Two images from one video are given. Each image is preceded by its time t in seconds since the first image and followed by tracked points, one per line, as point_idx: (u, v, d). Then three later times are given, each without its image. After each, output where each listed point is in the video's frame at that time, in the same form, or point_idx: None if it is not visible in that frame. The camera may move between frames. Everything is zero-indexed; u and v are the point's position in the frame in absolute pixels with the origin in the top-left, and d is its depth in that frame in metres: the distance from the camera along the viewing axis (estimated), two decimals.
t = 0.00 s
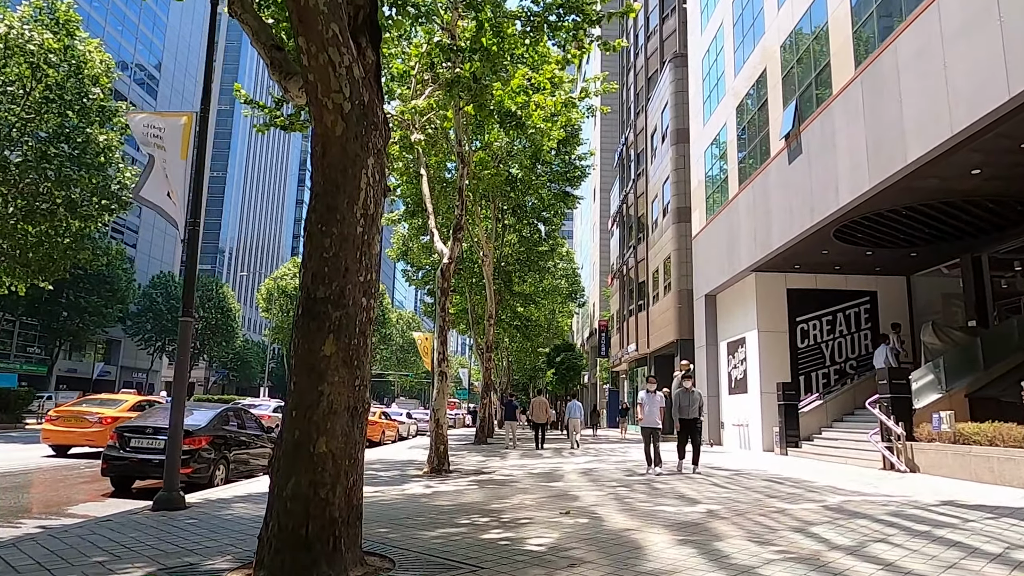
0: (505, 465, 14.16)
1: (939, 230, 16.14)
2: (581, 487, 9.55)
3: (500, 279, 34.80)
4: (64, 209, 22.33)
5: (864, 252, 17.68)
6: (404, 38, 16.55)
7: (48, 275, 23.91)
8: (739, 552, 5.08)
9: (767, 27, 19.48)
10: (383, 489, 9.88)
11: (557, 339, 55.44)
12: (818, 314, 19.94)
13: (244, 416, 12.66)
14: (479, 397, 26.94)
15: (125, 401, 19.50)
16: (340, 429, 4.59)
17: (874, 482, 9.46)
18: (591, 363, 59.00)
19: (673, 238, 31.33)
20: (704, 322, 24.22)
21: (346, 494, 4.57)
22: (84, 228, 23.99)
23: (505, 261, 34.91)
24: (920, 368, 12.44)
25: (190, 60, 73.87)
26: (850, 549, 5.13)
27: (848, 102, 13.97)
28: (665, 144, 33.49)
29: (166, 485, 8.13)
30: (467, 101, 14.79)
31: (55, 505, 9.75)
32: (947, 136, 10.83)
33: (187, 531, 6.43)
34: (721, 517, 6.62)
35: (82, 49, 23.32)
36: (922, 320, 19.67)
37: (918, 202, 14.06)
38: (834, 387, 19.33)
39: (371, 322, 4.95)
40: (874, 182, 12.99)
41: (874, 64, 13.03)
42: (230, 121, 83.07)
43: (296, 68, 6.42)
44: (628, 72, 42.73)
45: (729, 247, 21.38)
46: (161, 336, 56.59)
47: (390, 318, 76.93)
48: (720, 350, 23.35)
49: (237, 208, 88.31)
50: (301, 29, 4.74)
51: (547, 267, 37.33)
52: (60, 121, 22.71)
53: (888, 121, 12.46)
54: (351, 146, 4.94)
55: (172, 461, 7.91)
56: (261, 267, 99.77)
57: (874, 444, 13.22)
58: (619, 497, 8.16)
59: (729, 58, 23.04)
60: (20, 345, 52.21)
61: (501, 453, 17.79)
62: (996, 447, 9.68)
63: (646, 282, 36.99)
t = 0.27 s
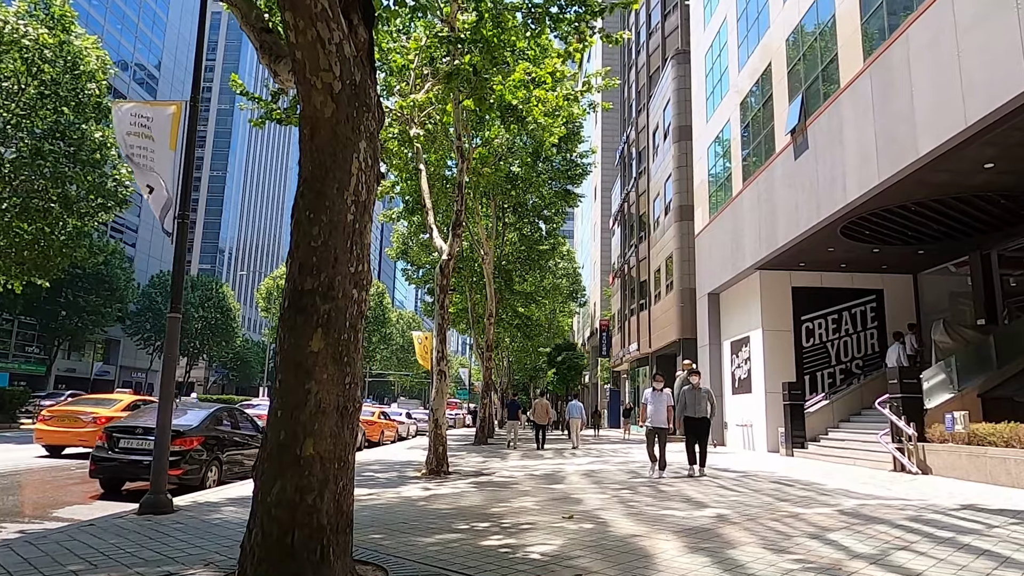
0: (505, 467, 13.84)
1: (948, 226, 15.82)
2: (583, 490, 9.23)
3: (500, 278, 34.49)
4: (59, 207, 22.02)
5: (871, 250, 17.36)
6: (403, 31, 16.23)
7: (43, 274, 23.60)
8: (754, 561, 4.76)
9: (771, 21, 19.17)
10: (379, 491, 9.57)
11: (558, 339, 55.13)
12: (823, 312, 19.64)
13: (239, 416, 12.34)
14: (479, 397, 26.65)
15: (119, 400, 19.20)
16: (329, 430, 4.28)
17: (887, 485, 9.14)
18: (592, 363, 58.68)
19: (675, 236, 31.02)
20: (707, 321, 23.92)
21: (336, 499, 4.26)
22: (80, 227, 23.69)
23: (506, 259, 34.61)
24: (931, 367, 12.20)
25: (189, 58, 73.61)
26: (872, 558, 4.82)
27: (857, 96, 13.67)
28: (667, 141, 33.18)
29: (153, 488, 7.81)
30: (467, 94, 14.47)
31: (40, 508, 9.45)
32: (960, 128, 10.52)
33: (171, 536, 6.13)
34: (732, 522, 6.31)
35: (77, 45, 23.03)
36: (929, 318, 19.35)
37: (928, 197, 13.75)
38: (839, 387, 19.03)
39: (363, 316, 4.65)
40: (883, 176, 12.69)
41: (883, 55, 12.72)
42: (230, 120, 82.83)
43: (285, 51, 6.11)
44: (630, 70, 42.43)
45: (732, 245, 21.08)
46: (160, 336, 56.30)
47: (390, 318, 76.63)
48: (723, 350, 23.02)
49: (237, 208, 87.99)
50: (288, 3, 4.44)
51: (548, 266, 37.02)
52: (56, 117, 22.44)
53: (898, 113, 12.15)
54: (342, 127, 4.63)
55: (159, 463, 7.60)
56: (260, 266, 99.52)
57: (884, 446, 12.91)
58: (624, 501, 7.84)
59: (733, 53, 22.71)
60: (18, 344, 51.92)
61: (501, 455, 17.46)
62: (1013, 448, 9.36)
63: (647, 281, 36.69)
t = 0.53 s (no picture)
0: (507, 468, 13.54)
1: (959, 223, 15.49)
2: (588, 493, 8.92)
3: (502, 277, 34.18)
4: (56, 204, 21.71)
5: (879, 247, 17.04)
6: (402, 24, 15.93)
7: (39, 272, 23.33)
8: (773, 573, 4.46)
9: (777, 15, 18.87)
10: (376, 494, 9.27)
11: (560, 339, 54.85)
12: (830, 311, 19.31)
13: (234, 416, 12.05)
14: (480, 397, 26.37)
15: (116, 400, 18.90)
16: (318, 432, 3.97)
17: (902, 488, 8.83)
18: (593, 363, 58.38)
19: (678, 235, 30.71)
20: (711, 321, 23.61)
21: (325, 506, 3.95)
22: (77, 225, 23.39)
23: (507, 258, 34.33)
24: (944, 366, 11.75)
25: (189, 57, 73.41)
26: (899, 568, 4.53)
27: (866, 89, 13.36)
28: (670, 139, 32.88)
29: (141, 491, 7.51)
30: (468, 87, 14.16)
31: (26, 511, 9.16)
32: (975, 120, 10.22)
33: (156, 543, 5.83)
34: (745, 529, 6.01)
35: (75, 41, 22.76)
36: (938, 317, 19.03)
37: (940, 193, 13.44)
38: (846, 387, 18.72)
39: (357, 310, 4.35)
40: (894, 171, 12.38)
41: (894, 47, 12.42)
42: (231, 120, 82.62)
43: (276, 33, 5.81)
44: (632, 68, 42.13)
45: (737, 242, 20.77)
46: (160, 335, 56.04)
47: (390, 317, 76.36)
48: (728, 350, 22.70)
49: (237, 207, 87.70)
50: None
51: (550, 266, 36.73)
52: (52, 114, 22.16)
53: (910, 106, 11.85)
54: (333, 109, 4.34)
55: (147, 465, 7.30)
56: (261, 266, 99.32)
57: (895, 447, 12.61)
58: (631, 505, 7.54)
59: (738, 49, 22.41)
60: (18, 344, 51.66)
61: (502, 456, 17.16)
62: None
63: (650, 281, 36.39)
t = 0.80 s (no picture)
0: (507, 469, 13.24)
1: (968, 217, 15.15)
2: (591, 495, 8.61)
3: (502, 275, 33.87)
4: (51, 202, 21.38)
5: (887, 242, 16.70)
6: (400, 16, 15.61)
7: (34, 271, 23.05)
8: None
9: (782, 7, 18.54)
10: (372, 496, 8.97)
11: (561, 338, 54.54)
12: (836, 308, 18.99)
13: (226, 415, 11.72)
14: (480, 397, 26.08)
15: (111, 400, 18.59)
16: (302, 432, 3.66)
17: (917, 490, 8.51)
18: (595, 362, 58.08)
19: (680, 232, 30.39)
20: (715, 318, 23.30)
21: (309, 513, 3.64)
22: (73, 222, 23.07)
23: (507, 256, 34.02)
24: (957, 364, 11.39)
25: (188, 56, 73.13)
26: None
27: (875, 79, 13.04)
28: (672, 135, 32.56)
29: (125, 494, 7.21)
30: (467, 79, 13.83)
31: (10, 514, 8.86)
32: (990, 109, 9.90)
33: (136, 551, 5.52)
34: (758, 534, 5.71)
35: (69, 37, 22.45)
36: (945, 314, 18.70)
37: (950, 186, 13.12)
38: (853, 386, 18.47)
39: (345, 300, 4.04)
40: (904, 163, 12.06)
41: (904, 36, 12.10)
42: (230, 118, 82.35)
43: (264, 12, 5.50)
44: (633, 64, 41.78)
45: (741, 239, 20.46)
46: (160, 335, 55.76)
47: (390, 317, 76.08)
48: (732, 348, 22.38)
49: (237, 206, 87.38)
50: None
51: (550, 264, 36.40)
52: (47, 110, 21.85)
53: (921, 96, 11.53)
54: (319, 84, 4.03)
55: (131, 466, 6.99)
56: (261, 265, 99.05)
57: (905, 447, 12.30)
58: (636, 508, 7.23)
59: (741, 42, 22.09)
60: (16, 344, 51.37)
61: (503, 456, 16.86)
62: None
63: (652, 279, 36.08)
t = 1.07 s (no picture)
0: (506, 470, 12.92)
1: (978, 212, 14.82)
2: (593, 498, 8.29)
3: (502, 273, 33.56)
4: (46, 199, 21.10)
5: (893, 239, 16.38)
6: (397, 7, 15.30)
7: (29, 270, 22.75)
8: None
9: None
10: (366, 499, 8.65)
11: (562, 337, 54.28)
12: (841, 306, 18.66)
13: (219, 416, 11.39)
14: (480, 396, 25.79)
15: (105, 401, 18.26)
16: (278, 434, 3.33)
17: (932, 493, 8.19)
18: (595, 362, 57.79)
19: (682, 230, 30.08)
20: (718, 317, 22.96)
21: (285, 524, 3.31)
22: (68, 220, 22.77)
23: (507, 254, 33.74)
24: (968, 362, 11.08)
25: (187, 54, 72.85)
26: None
27: (884, 70, 12.72)
28: (673, 132, 32.28)
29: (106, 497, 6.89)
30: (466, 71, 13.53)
31: None
32: (1005, 99, 9.57)
33: (110, 560, 5.19)
34: (772, 541, 5.39)
35: (64, 32, 22.16)
36: (953, 312, 18.37)
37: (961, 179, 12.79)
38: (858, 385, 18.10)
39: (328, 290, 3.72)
40: (915, 156, 11.73)
41: (914, 25, 11.78)
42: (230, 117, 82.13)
43: None
44: (634, 61, 41.47)
45: (745, 235, 20.13)
46: (159, 334, 55.49)
47: (391, 316, 75.82)
48: (735, 346, 22.04)
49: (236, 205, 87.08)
50: None
51: (551, 262, 36.09)
52: (41, 107, 21.57)
53: (933, 86, 11.21)
54: (299, 56, 3.71)
55: (111, 469, 6.67)
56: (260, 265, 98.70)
57: (915, 447, 11.98)
58: (641, 512, 6.92)
59: (744, 36, 21.78)
60: (15, 344, 51.10)
61: (502, 456, 16.55)
62: None
63: (653, 277, 35.78)
